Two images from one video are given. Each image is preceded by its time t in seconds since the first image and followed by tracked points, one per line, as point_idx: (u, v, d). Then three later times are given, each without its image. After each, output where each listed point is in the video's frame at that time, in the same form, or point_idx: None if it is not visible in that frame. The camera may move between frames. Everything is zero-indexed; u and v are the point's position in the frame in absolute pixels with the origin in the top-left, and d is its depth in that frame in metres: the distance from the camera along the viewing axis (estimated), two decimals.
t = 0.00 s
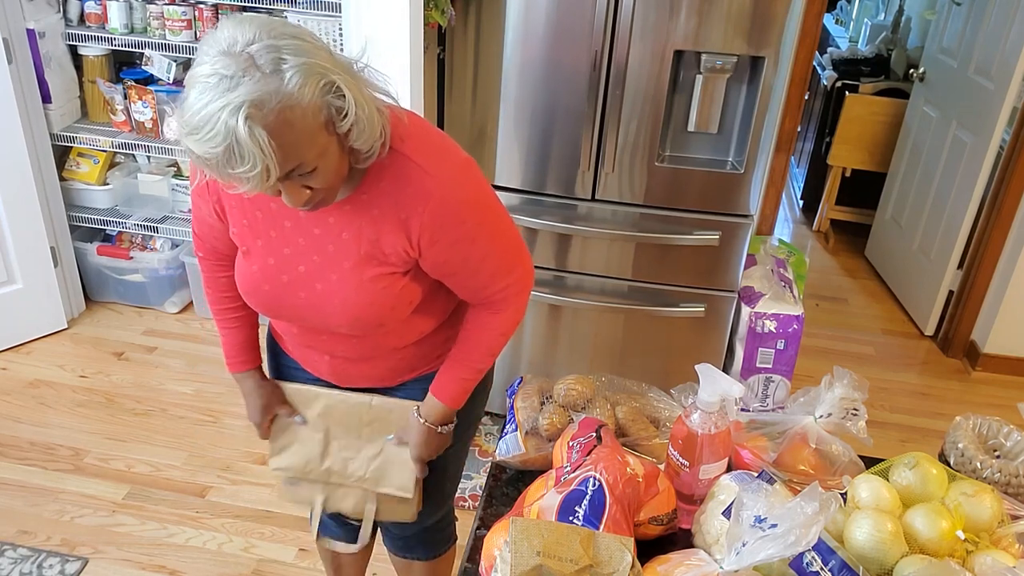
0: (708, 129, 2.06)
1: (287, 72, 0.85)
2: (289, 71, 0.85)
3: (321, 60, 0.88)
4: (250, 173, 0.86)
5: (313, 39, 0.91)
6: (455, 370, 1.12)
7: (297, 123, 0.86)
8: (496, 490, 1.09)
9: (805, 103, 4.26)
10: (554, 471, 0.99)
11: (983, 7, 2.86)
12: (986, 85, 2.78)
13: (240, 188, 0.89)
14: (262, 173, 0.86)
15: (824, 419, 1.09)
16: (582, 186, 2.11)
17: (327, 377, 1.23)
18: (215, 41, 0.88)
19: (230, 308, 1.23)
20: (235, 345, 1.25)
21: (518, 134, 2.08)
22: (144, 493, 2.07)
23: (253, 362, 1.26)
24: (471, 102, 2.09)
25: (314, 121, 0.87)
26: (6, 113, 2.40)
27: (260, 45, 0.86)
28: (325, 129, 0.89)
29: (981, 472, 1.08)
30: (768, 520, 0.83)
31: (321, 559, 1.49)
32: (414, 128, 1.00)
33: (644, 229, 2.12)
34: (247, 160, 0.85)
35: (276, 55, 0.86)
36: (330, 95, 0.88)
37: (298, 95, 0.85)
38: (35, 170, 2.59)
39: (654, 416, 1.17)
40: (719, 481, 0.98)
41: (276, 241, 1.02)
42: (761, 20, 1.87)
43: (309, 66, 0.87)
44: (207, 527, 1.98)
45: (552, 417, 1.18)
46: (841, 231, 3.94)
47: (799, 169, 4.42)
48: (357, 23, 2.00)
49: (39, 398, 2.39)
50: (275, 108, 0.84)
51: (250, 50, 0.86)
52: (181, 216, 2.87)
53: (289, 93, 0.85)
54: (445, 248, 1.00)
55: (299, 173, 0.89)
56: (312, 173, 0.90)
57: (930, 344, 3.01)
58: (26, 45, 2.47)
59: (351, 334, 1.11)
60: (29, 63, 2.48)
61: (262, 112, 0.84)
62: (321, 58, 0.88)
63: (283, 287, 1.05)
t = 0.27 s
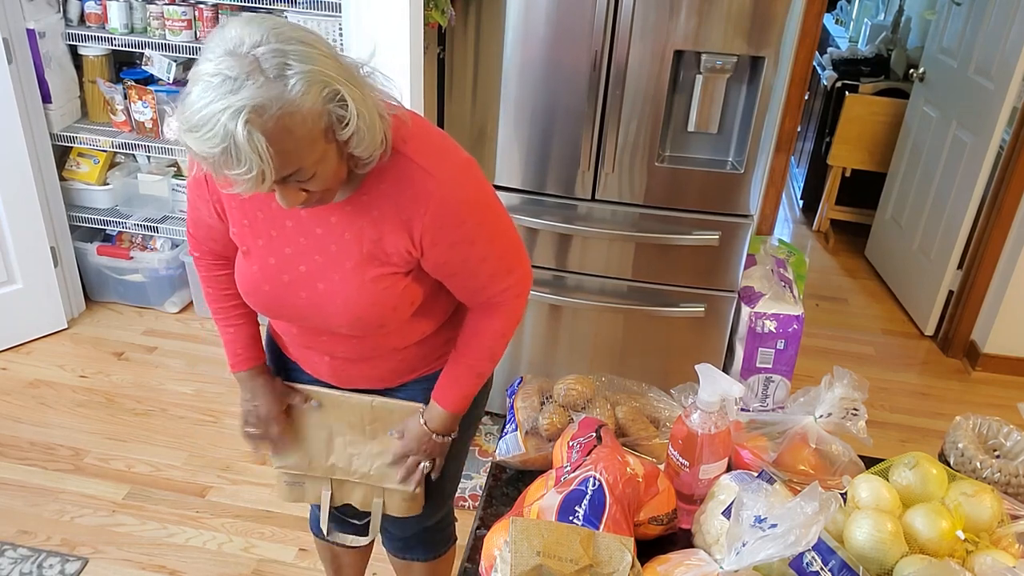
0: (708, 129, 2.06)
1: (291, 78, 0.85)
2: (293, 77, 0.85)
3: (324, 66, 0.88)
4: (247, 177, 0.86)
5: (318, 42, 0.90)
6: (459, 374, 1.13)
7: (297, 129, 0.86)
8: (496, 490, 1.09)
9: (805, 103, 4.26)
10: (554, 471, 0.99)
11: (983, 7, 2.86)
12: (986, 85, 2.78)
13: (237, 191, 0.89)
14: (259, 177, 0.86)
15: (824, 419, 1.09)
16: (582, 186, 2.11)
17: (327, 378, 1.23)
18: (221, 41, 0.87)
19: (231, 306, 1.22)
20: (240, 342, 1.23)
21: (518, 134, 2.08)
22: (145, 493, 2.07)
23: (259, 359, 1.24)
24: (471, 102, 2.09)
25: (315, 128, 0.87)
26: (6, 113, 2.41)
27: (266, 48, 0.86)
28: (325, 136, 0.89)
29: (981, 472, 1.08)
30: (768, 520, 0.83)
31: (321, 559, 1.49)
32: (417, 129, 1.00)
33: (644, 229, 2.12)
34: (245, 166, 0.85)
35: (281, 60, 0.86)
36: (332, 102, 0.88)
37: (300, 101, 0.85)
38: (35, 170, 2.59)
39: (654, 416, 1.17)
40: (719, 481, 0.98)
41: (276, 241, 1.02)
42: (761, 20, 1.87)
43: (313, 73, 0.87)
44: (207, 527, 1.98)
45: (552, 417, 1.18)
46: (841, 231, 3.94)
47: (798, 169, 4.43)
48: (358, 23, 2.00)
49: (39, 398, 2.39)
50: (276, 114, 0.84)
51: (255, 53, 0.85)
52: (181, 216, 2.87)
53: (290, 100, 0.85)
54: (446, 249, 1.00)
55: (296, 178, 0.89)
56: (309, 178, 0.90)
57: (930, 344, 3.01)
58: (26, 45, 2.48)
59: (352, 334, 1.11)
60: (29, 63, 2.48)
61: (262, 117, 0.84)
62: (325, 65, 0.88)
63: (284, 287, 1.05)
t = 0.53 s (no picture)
0: (708, 129, 2.07)
1: (304, 73, 0.86)
2: (307, 72, 0.86)
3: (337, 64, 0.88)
4: (252, 167, 0.85)
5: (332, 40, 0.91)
6: (463, 378, 1.13)
7: (307, 123, 0.86)
8: (497, 490, 1.09)
9: (805, 103, 4.26)
10: (554, 471, 0.99)
11: (983, 7, 2.86)
12: (986, 85, 2.78)
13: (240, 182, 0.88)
14: (265, 168, 0.85)
15: (824, 419, 1.09)
16: (582, 186, 2.11)
17: (325, 379, 1.22)
18: (238, 29, 0.87)
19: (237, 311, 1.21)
20: (254, 345, 1.22)
21: (518, 135, 2.08)
22: (145, 493, 2.07)
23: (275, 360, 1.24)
24: (471, 102, 2.09)
25: (323, 124, 0.87)
26: (6, 114, 2.41)
27: (282, 41, 0.86)
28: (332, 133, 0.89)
29: (981, 472, 1.08)
30: (768, 520, 0.84)
31: (321, 559, 1.48)
32: (418, 130, 1.00)
33: (644, 229, 2.12)
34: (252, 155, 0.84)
35: (296, 54, 0.86)
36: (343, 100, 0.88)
37: (311, 97, 0.85)
38: (35, 170, 2.59)
39: (654, 416, 1.17)
40: (719, 481, 0.98)
41: (277, 242, 1.02)
42: (761, 20, 1.87)
43: (326, 70, 0.87)
44: (207, 527, 1.98)
45: (552, 417, 1.18)
46: (840, 231, 3.94)
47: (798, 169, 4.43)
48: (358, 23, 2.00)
49: (39, 398, 2.39)
50: (288, 106, 0.84)
51: (270, 45, 0.86)
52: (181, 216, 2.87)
53: (303, 94, 0.85)
54: (446, 252, 1.00)
55: (300, 174, 0.89)
56: (312, 175, 0.90)
57: (930, 344, 3.01)
58: (26, 45, 2.48)
59: (351, 336, 1.11)
60: (29, 63, 2.48)
61: (273, 108, 0.84)
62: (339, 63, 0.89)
63: (284, 288, 1.05)
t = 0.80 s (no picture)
0: (708, 129, 2.07)
1: (327, 17, 0.84)
2: (330, 17, 0.85)
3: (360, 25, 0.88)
4: (274, 98, 0.82)
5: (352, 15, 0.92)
6: (468, 371, 1.13)
7: (334, 66, 0.84)
8: (496, 490, 1.09)
9: (805, 103, 4.26)
10: (554, 471, 0.99)
11: (983, 7, 2.86)
12: (986, 85, 2.78)
13: (257, 122, 0.84)
14: (288, 100, 0.82)
15: (824, 419, 1.09)
16: (582, 186, 2.11)
17: (322, 380, 1.22)
18: None
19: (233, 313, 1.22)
20: (241, 350, 1.22)
21: (518, 135, 2.08)
22: (145, 493, 2.07)
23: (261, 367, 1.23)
24: (471, 102, 2.09)
25: (343, 71, 0.85)
26: (6, 113, 2.41)
27: None
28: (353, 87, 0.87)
29: (981, 472, 1.08)
30: (768, 520, 0.84)
31: (320, 560, 1.48)
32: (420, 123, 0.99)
33: (644, 229, 2.12)
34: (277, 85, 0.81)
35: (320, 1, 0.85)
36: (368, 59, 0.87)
37: (332, 40, 0.84)
38: (35, 170, 2.59)
39: (654, 416, 1.17)
40: (719, 481, 0.98)
41: (277, 239, 1.01)
42: (761, 20, 1.87)
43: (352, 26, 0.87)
44: (207, 527, 1.98)
45: (552, 417, 1.18)
46: (840, 231, 3.94)
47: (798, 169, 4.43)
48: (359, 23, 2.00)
49: (39, 398, 2.39)
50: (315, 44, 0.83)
51: None
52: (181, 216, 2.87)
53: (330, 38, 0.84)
54: (450, 246, 1.00)
55: (320, 124, 0.85)
56: (331, 127, 0.86)
57: (930, 344, 3.01)
58: (26, 45, 2.48)
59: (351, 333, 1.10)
60: (29, 63, 2.48)
61: (299, 41, 0.82)
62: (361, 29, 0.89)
63: (284, 285, 1.04)
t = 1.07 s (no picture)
0: (708, 129, 2.06)
1: None
2: None
3: None
4: (316, 20, 0.86)
5: None
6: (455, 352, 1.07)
7: (367, 7, 0.90)
8: (496, 490, 1.09)
9: (805, 103, 4.26)
10: (554, 471, 0.99)
11: (983, 7, 2.86)
12: (986, 85, 2.78)
13: (295, 47, 0.88)
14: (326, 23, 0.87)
15: (824, 419, 1.09)
16: (582, 186, 2.11)
17: (319, 382, 1.20)
18: None
19: (198, 303, 1.16)
20: (196, 338, 1.15)
21: (518, 135, 2.08)
22: (144, 493, 2.07)
23: (216, 361, 1.16)
24: (472, 102, 2.10)
25: (370, 15, 0.90)
26: (6, 114, 2.41)
27: None
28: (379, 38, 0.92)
29: (981, 472, 1.08)
30: (768, 520, 0.84)
31: (319, 561, 1.48)
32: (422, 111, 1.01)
33: (644, 229, 2.12)
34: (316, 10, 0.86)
35: None
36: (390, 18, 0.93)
37: None
38: (35, 170, 2.59)
39: (654, 416, 1.17)
40: (719, 481, 0.98)
41: (282, 225, 1.00)
42: (761, 20, 1.87)
43: None
44: (206, 527, 1.98)
45: (552, 417, 1.18)
46: (841, 231, 3.94)
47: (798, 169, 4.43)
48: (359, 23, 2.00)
49: (39, 398, 2.39)
50: None
51: None
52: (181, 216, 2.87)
53: None
54: (457, 229, 0.99)
55: (351, 62, 0.90)
56: (360, 66, 0.90)
57: (930, 344, 3.01)
58: (26, 44, 2.48)
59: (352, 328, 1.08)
60: (29, 63, 2.48)
61: None
62: None
63: (287, 273, 1.02)
